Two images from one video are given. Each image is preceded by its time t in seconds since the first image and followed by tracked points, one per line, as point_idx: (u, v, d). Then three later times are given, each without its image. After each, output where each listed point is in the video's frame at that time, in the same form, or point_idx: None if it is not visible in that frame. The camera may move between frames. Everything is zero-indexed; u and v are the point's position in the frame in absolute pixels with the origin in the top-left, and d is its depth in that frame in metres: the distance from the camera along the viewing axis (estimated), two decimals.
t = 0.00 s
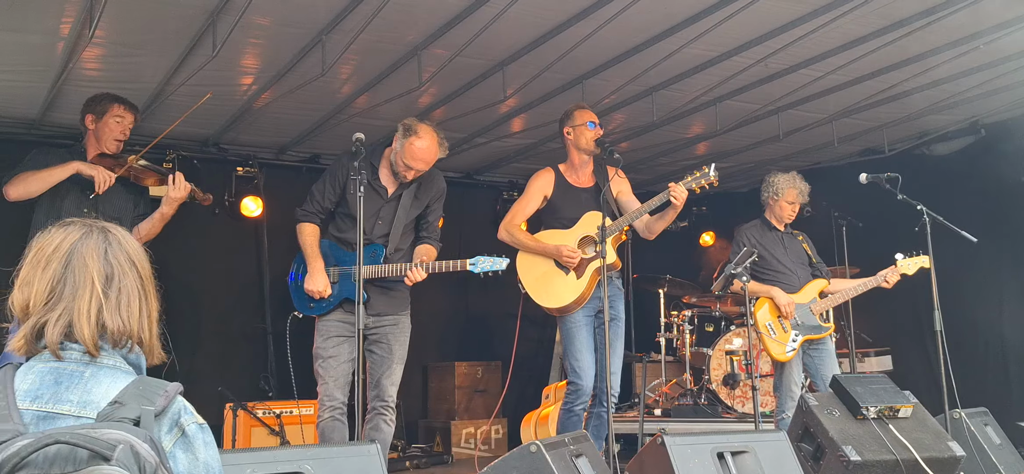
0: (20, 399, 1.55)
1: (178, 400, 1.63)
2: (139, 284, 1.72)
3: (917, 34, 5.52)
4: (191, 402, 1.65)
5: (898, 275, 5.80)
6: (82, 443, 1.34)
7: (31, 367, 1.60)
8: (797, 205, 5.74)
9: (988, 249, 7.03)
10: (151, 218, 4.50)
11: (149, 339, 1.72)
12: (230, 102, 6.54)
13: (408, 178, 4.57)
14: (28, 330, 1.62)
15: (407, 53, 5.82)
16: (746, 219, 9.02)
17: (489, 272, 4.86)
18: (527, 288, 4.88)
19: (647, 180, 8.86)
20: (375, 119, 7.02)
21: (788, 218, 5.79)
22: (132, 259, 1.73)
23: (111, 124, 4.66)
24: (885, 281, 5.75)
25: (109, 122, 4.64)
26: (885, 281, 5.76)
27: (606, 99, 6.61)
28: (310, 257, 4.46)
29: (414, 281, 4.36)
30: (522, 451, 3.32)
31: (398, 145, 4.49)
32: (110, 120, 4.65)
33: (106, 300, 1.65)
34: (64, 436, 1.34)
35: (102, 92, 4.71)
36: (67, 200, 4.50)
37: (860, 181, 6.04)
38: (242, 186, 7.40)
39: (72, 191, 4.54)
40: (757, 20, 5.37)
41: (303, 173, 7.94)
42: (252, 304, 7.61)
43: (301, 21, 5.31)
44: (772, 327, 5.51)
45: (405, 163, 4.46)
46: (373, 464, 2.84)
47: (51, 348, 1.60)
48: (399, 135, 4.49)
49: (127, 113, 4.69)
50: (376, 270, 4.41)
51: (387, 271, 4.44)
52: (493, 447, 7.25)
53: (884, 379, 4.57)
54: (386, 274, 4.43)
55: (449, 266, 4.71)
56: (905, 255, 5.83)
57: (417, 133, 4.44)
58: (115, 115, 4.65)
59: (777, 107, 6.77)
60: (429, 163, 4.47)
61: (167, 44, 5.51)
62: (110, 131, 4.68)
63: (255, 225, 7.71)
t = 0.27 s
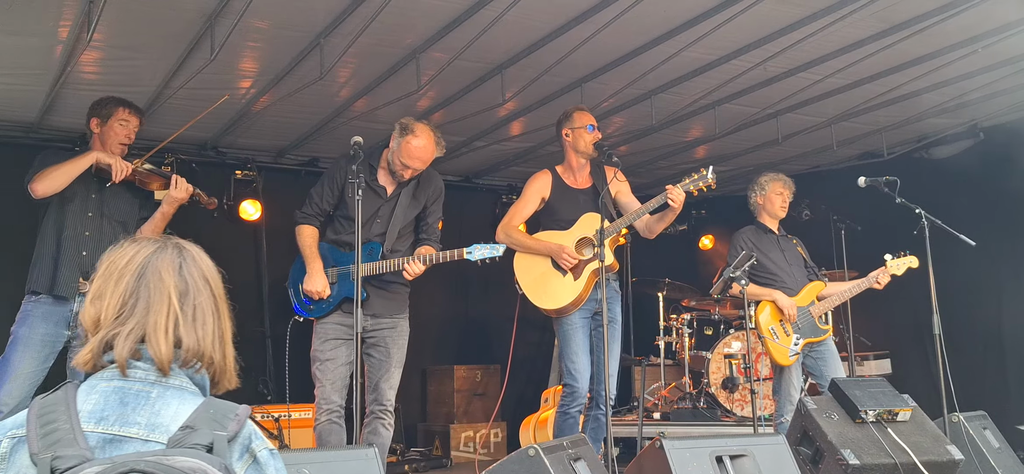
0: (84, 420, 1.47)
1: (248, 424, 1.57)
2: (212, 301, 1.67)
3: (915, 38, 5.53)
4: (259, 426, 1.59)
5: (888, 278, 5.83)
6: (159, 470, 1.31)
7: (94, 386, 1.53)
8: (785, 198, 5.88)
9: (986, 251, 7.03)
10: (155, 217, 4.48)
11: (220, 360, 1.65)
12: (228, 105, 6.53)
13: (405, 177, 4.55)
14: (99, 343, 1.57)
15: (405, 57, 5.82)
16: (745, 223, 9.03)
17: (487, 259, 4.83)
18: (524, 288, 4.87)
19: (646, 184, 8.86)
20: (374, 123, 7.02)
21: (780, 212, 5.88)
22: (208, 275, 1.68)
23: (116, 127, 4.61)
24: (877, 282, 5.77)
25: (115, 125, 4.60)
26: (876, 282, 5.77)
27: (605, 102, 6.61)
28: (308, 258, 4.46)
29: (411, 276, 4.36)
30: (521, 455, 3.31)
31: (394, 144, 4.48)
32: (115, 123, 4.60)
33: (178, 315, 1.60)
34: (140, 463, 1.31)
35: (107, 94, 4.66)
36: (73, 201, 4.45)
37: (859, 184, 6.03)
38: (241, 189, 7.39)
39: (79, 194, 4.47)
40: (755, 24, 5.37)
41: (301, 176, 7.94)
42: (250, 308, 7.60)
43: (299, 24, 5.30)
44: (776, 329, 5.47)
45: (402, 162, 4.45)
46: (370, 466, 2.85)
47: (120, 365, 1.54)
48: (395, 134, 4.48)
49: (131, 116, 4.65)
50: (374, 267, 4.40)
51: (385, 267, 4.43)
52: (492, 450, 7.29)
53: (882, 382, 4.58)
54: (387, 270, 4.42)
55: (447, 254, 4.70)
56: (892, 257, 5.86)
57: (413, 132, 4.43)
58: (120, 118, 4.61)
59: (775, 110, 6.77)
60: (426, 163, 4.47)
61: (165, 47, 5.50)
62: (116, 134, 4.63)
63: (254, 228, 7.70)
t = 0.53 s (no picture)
0: (129, 417, 1.40)
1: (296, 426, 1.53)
2: (261, 297, 1.64)
3: (915, 40, 5.53)
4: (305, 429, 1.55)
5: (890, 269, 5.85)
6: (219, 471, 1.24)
7: (135, 380, 1.47)
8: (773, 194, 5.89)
9: (985, 253, 7.04)
10: (143, 219, 4.58)
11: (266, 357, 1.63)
12: (227, 108, 6.52)
13: (403, 177, 4.55)
14: (142, 335, 1.51)
15: (405, 59, 5.82)
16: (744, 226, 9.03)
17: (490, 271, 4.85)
18: (523, 293, 4.88)
19: (646, 186, 8.86)
20: (373, 125, 7.01)
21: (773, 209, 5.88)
22: (255, 269, 1.65)
23: (114, 129, 4.62)
24: (878, 276, 5.77)
25: (111, 129, 4.59)
26: (878, 276, 5.77)
27: (604, 105, 6.61)
28: (309, 262, 4.43)
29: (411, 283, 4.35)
30: (519, 457, 3.33)
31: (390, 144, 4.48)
32: (112, 125, 4.60)
33: (228, 310, 1.57)
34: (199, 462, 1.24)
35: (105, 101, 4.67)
36: (72, 203, 4.48)
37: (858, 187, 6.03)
38: (241, 192, 7.41)
39: (77, 196, 4.50)
40: (755, 26, 5.38)
41: (300, 179, 7.94)
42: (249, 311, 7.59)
43: (299, 26, 5.30)
44: (778, 336, 5.44)
45: (398, 162, 4.45)
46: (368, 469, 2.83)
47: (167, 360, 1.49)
48: (391, 134, 4.49)
49: (127, 119, 4.63)
50: (376, 273, 4.39)
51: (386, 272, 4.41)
52: (492, 453, 7.27)
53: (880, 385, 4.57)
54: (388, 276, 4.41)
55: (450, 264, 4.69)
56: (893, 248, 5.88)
57: (409, 131, 4.43)
58: (116, 121, 4.60)
59: (775, 113, 6.77)
60: (423, 160, 4.47)
61: (164, 50, 5.49)
62: (113, 137, 4.63)
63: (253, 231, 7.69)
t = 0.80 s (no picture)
0: (116, 419, 1.36)
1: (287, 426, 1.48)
2: (253, 299, 1.60)
3: (914, 42, 5.53)
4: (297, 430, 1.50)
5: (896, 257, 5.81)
6: None
7: (123, 382, 1.43)
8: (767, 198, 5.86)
9: (984, 255, 7.05)
10: (129, 221, 4.49)
11: (259, 361, 1.59)
12: (226, 110, 6.52)
13: (402, 183, 4.55)
14: (132, 333, 1.48)
15: (403, 62, 5.82)
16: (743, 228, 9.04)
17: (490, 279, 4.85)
18: (521, 297, 4.85)
19: (645, 189, 8.86)
20: (372, 128, 7.01)
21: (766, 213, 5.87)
22: (249, 272, 1.62)
23: (100, 134, 4.59)
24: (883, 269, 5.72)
25: (97, 134, 4.57)
26: (884, 269, 5.72)
27: (603, 107, 6.61)
28: (309, 265, 4.42)
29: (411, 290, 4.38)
30: (518, 459, 3.33)
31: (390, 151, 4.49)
32: (99, 131, 4.58)
33: (218, 310, 1.53)
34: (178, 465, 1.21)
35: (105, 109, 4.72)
36: (57, 206, 4.44)
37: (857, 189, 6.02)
38: (239, 195, 7.46)
39: (62, 200, 4.46)
40: (753, 28, 5.37)
41: (299, 181, 7.93)
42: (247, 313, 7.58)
43: (298, 29, 5.29)
44: (778, 342, 5.48)
45: (397, 168, 4.45)
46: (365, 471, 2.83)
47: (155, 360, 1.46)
48: (391, 140, 4.49)
49: (114, 124, 4.62)
50: (377, 277, 4.40)
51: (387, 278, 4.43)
52: (491, 456, 7.19)
53: (879, 386, 4.57)
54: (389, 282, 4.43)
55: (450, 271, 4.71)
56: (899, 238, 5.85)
57: (409, 138, 4.43)
58: (103, 126, 4.58)
59: (774, 115, 6.77)
60: (422, 168, 4.45)
61: (162, 52, 5.49)
62: (99, 141, 4.60)
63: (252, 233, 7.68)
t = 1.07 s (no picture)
0: (72, 414, 1.45)
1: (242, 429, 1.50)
2: (224, 309, 1.68)
3: (912, 45, 5.53)
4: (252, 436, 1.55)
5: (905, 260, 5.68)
6: (134, 466, 1.26)
7: (88, 381, 1.53)
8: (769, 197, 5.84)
9: (983, 257, 7.04)
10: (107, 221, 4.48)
11: (225, 368, 1.66)
12: (224, 112, 6.51)
13: (404, 180, 4.55)
14: (104, 336, 1.59)
15: (402, 64, 5.81)
16: (741, 230, 9.05)
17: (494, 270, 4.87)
18: (519, 297, 4.85)
19: (642, 191, 8.86)
20: (370, 130, 7.01)
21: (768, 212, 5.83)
22: (222, 282, 1.69)
23: (83, 139, 4.70)
24: (889, 272, 5.63)
25: (81, 139, 4.68)
26: (890, 272, 5.63)
27: (601, 109, 6.60)
28: (311, 263, 4.42)
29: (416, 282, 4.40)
30: (516, 461, 3.32)
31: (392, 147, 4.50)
32: (81, 136, 4.68)
33: (187, 317, 1.62)
34: (117, 458, 1.26)
35: (92, 116, 4.80)
36: (39, 209, 4.50)
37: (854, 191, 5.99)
38: (236, 197, 7.51)
39: (43, 204, 4.52)
40: (750, 31, 5.37)
41: (296, 183, 7.93)
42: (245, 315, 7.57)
43: (296, 31, 5.29)
44: (768, 346, 5.49)
45: (399, 163, 4.46)
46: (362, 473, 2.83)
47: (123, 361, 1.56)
48: (393, 136, 4.51)
49: (96, 129, 4.73)
50: (378, 273, 4.40)
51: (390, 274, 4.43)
52: (489, 458, 7.18)
53: (877, 389, 4.56)
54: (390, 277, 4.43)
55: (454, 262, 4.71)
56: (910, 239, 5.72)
57: (410, 133, 4.45)
58: (86, 132, 4.70)
59: (771, 118, 6.77)
60: (425, 162, 4.48)
61: (160, 54, 5.49)
62: (82, 145, 4.70)
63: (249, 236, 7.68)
